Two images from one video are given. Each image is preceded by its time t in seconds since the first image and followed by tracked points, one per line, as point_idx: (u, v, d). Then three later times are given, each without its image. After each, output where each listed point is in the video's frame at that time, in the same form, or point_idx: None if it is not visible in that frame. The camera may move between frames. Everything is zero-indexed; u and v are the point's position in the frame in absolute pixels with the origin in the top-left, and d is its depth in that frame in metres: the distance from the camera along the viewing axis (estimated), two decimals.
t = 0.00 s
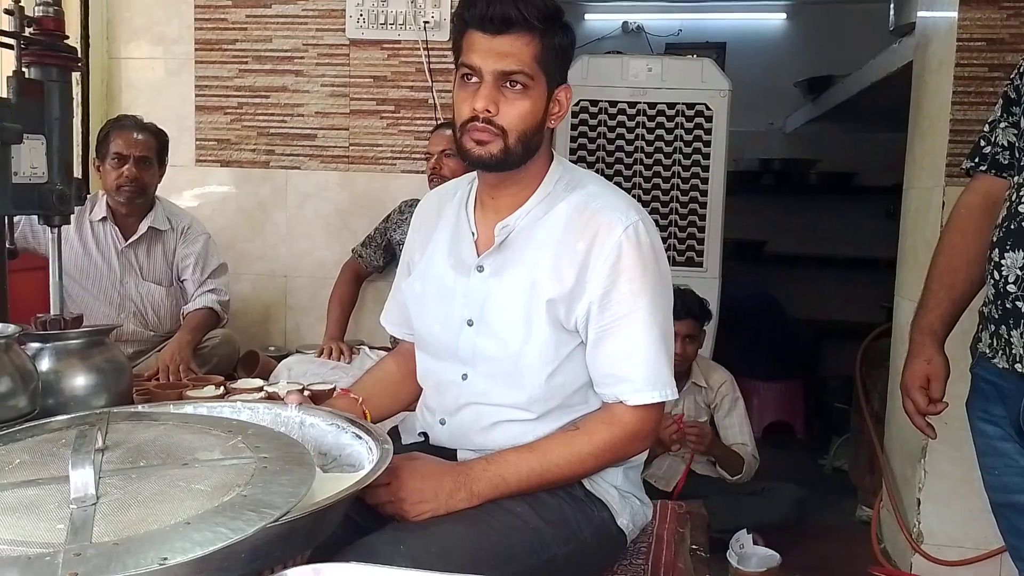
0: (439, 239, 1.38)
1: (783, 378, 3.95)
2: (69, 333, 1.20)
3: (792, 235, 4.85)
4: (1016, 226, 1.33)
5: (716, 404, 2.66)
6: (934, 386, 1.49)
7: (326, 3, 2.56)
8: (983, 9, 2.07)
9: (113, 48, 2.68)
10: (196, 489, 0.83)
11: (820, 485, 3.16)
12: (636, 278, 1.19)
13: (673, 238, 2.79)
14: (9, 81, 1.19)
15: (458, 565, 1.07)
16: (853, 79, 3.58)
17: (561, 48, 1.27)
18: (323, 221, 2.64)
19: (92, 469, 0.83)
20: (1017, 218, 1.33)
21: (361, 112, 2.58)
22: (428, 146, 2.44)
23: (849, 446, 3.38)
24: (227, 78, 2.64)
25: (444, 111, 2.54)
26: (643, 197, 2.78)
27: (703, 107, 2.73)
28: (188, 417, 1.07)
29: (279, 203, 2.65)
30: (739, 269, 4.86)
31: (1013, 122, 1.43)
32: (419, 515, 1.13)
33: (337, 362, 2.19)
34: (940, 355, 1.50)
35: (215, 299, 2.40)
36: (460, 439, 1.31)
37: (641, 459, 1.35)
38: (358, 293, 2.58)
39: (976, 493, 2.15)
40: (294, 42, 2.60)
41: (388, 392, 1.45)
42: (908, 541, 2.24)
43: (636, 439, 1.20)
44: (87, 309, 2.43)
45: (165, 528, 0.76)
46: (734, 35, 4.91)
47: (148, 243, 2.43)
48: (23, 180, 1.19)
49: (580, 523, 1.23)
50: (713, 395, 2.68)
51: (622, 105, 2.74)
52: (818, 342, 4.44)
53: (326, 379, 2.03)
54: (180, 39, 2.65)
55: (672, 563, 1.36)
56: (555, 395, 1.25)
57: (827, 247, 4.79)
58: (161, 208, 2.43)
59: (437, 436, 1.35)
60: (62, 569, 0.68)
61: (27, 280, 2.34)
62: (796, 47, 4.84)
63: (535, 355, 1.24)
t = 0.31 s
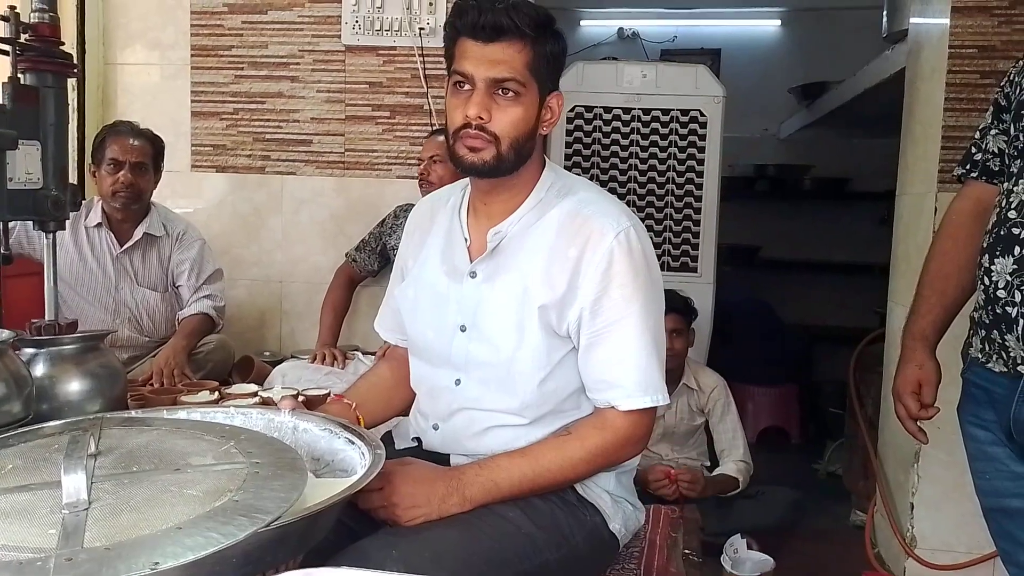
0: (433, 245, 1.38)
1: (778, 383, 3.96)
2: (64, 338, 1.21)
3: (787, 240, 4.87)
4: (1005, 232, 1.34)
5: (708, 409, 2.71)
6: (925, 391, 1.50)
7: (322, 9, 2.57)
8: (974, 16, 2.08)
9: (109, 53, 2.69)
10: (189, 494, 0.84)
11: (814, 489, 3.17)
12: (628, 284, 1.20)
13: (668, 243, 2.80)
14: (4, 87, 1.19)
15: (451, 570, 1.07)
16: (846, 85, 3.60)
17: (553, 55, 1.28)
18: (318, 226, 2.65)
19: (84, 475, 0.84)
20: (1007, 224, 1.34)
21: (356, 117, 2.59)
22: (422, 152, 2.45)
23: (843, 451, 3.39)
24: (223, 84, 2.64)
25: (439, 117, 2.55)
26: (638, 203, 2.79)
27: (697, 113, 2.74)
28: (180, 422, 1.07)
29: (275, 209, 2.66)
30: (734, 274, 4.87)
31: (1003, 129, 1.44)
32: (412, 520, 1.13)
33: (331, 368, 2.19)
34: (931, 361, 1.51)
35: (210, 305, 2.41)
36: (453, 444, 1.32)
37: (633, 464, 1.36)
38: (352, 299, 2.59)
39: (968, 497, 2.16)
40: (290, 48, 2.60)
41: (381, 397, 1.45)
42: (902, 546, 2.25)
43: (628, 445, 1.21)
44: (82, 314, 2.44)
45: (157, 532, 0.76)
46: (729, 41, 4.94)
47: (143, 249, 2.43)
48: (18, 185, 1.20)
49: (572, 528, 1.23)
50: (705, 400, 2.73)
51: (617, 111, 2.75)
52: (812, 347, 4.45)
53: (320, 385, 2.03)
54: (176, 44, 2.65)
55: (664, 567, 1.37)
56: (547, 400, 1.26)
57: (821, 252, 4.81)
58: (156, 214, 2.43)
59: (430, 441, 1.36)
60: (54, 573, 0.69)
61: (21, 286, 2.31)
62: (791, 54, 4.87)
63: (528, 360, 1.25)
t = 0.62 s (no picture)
0: (413, 245, 1.39)
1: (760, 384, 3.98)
2: (42, 338, 1.20)
3: (769, 242, 4.90)
4: (978, 235, 1.36)
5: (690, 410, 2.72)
6: (900, 391, 1.52)
7: (305, 9, 2.56)
8: (951, 21, 2.11)
9: (90, 51, 2.67)
10: (165, 493, 0.84)
11: (794, 489, 3.20)
12: (606, 284, 1.21)
13: (650, 244, 2.82)
14: None
15: (430, 570, 1.08)
16: (827, 88, 3.63)
17: (533, 57, 1.29)
18: (300, 226, 2.64)
19: (60, 474, 0.83)
20: (980, 226, 1.36)
21: (339, 117, 2.58)
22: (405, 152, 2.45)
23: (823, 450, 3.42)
24: (205, 83, 2.63)
25: (422, 117, 2.55)
26: (621, 204, 2.80)
27: (680, 115, 2.76)
28: (158, 422, 1.07)
29: (257, 208, 2.65)
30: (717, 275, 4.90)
31: (978, 133, 1.46)
32: (391, 519, 1.13)
33: (312, 367, 2.19)
34: (906, 361, 1.53)
35: (190, 305, 2.40)
36: (433, 444, 1.32)
37: (611, 463, 1.37)
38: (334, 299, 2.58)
39: (944, 495, 2.18)
40: (272, 48, 2.60)
41: (360, 396, 1.46)
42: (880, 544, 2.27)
43: (606, 444, 1.22)
44: (61, 314, 2.42)
45: (132, 532, 0.76)
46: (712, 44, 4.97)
47: (123, 249, 2.42)
48: None
49: (551, 527, 1.24)
50: (688, 401, 2.74)
51: (600, 113, 2.76)
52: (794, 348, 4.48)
53: (301, 385, 2.03)
54: (158, 43, 2.64)
55: (642, 565, 1.38)
56: (526, 400, 1.26)
57: (803, 254, 4.84)
58: (136, 213, 2.42)
59: (409, 441, 1.36)
60: (27, 572, 0.69)
61: None
62: (773, 57, 4.91)
63: (507, 360, 1.25)
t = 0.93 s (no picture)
0: (402, 246, 1.39)
1: (749, 385, 4.00)
2: (31, 339, 1.20)
3: (759, 243, 4.92)
4: (960, 236, 1.37)
5: (683, 413, 2.76)
6: (885, 391, 1.53)
7: (295, 10, 2.57)
8: (937, 24, 2.13)
9: (79, 52, 2.67)
10: (152, 493, 0.84)
11: (783, 488, 3.22)
12: (593, 285, 1.22)
13: (640, 245, 2.83)
14: None
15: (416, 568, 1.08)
16: (815, 91, 3.65)
17: (520, 59, 1.30)
18: (291, 227, 2.64)
19: (47, 474, 0.84)
20: (961, 228, 1.37)
21: (329, 119, 2.59)
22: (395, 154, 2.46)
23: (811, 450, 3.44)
24: (194, 84, 2.63)
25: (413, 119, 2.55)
26: (610, 205, 2.81)
27: (669, 116, 2.77)
28: (146, 423, 1.07)
29: (247, 209, 2.65)
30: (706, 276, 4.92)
31: (961, 136, 1.48)
32: (378, 519, 1.14)
33: (301, 369, 2.19)
34: (890, 361, 1.54)
35: (180, 306, 2.40)
36: (421, 444, 1.33)
37: (599, 463, 1.38)
38: (324, 300, 2.59)
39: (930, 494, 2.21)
40: (262, 49, 2.60)
41: (348, 397, 1.46)
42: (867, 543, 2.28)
43: (593, 443, 1.23)
44: (50, 315, 2.41)
45: (120, 531, 0.77)
46: (701, 46, 4.99)
47: (112, 251, 2.42)
48: None
49: (538, 527, 1.25)
50: (680, 404, 2.78)
51: (589, 115, 2.77)
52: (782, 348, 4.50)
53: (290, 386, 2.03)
54: (148, 44, 2.64)
55: (630, 564, 1.39)
56: (514, 400, 1.27)
57: (792, 255, 4.87)
58: (125, 214, 2.42)
59: (398, 441, 1.37)
60: (14, 572, 0.69)
61: None
62: (762, 59, 4.93)
63: (494, 361, 1.26)
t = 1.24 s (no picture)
0: (392, 247, 1.41)
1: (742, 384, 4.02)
2: (23, 341, 1.21)
3: (751, 244, 4.95)
4: (943, 236, 1.39)
5: (675, 413, 2.77)
6: (871, 390, 1.55)
7: (287, 12, 2.57)
8: (924, 25, 2.15)
9: (72, 54, 2.67)
10: (144, 493, 0.85)
11: (774, 487, 3.23)
12: (581, 286, 1.23)
13: (632, 246, 2.84)
14: None
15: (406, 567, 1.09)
16: (806, 92, 3.68)
17: (508, 62, 1.31)
18: (283, 229, 2.65)
19: (39, 474, 0.85)
20: (945, 228, 1.39)
21: (322, 120, 2.60)
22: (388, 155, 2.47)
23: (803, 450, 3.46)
24: (186, 86, 2.64)
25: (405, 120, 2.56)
26: (602, 206, 2.83)
27: (660, 118, 2.79)
28: (137, 423, 1.08)
29: (240, 211, 2.66)
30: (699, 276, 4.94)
31: (945, 138, 1.49)
32: (369, 518, 1.15)
33: (294, 369, 2.20)
34: (876, 360, 1.55)
35: (172, 307, 2.41)
36: (412, 444, 1.34)
37: (588, 462, 1.39)
38: (317, 301, 2.60)
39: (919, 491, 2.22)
40: (255, 51, 2.61)
41: (342, 398, 1.47)
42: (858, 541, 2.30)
43: (582, 442, 1.24)
44: (42, 317, 2.41)
45: (111, 530, 0.78)
46: (694, 48, 5.02)
47: (104, 252, 2.42)
48: None
49: (527, 525, 1.26)
50: (673, 404, 2.79)
51: (581, 116, 2.79)
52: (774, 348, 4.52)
53: (283, 387, 2.04)
54: (140, 46, 2.65)
55: (619, 562, 1.40)
56: (504, 400, 1.29)
57: (784, 255, 4.89)
58: (118, 216, 2.42)
59: (389, 441, 1.37)
60: (7, 570, 0.70)
61: None
62: (754, 60, 4.96)
63: (484, 361, 1.27)
